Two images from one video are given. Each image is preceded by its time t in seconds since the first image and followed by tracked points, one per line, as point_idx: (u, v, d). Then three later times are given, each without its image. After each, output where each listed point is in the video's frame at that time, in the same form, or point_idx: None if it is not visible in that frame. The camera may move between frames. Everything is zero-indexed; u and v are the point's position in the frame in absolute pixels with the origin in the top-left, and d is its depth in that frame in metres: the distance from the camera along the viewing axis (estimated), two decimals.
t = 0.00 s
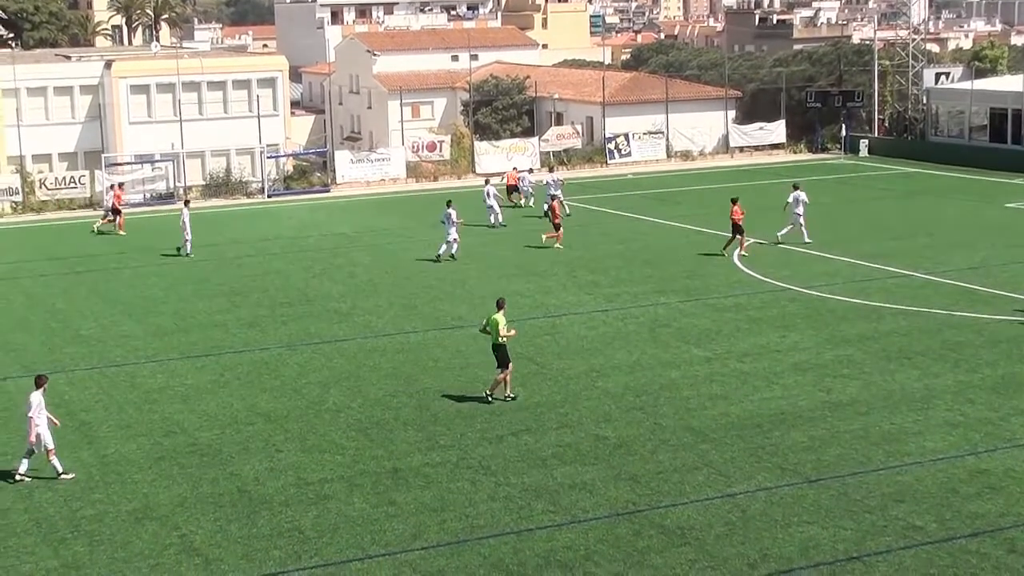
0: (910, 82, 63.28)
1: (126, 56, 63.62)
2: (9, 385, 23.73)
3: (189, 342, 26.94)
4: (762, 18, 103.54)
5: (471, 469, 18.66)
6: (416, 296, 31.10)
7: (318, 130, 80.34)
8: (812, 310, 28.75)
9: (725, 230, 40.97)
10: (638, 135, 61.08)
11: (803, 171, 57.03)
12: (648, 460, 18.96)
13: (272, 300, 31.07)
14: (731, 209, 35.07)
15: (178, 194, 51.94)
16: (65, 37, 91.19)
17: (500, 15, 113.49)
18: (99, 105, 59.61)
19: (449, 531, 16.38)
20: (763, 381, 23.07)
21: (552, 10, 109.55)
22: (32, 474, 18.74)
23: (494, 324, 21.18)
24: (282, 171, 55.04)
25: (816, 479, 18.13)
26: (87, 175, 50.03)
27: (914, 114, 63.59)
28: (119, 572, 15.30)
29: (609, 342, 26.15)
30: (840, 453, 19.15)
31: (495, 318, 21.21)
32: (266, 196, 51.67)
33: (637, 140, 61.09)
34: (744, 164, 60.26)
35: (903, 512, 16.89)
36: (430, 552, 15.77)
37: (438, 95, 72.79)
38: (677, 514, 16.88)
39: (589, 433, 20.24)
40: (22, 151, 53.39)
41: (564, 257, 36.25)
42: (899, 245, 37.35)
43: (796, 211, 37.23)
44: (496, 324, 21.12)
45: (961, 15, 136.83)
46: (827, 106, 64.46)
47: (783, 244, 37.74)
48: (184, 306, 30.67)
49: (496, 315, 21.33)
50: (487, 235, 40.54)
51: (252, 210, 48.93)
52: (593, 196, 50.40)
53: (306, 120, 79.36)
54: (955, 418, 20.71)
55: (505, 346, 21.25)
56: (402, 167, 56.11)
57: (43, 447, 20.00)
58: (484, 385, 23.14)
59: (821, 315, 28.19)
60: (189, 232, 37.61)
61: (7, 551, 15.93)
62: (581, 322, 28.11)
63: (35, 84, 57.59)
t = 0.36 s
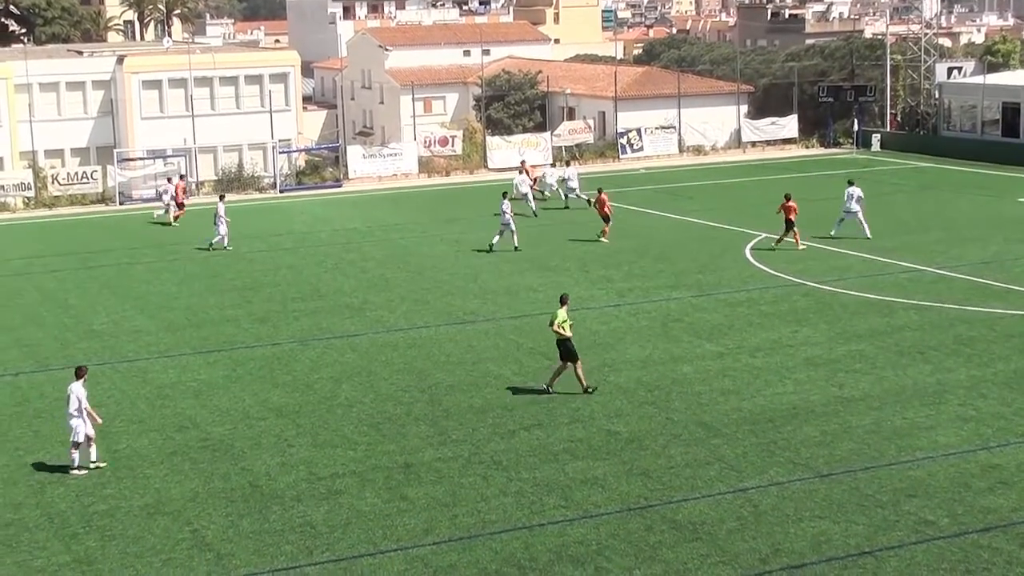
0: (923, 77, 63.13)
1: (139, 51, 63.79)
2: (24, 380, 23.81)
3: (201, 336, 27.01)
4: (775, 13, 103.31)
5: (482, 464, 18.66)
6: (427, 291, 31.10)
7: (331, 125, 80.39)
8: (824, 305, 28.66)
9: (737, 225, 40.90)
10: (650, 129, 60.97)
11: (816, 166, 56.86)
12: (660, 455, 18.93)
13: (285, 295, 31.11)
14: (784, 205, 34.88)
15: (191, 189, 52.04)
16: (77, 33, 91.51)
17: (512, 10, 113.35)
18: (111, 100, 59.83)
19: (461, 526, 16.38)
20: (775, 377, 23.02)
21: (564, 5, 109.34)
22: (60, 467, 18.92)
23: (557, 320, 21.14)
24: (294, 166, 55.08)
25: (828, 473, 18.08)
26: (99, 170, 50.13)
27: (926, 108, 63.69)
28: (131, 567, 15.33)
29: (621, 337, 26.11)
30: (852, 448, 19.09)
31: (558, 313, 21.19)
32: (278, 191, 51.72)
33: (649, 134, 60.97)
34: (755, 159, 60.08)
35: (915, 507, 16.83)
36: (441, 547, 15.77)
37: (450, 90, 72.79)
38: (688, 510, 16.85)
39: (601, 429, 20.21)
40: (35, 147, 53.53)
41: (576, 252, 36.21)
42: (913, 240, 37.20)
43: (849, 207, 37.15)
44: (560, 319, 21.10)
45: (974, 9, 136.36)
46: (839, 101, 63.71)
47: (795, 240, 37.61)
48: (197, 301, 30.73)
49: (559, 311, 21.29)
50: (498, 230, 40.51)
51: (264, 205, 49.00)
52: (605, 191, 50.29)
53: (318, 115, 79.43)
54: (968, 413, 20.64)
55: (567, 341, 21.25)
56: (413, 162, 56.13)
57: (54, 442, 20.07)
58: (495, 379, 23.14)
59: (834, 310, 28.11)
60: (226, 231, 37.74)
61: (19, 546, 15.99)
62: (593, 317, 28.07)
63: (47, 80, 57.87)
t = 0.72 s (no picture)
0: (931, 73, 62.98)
1: (146, 49, 63.92)
2: (32, 378, 23.85)
3: (208, 334, 27.04)
4: (782, 9, 103.19)
5: (490, 462, 18.67)
6: (435, 288, 31.11)
7: (338, 122, 80.43)
8: (832, 302, 28.60)
9: (743, 222, 40.85)
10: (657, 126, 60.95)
11: (823, 162, 56.80)
12: (668, 452, 18.93)
13: (292, 292, 31.12)
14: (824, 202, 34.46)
15: (199, 187, 52.08)
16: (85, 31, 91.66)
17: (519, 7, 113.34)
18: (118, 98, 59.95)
19: (469, 524, 16.39)
20: (783, 373, 23.00)
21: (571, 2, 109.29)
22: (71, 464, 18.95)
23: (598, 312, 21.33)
24: (301, 164, 55.08)
25: (836, 471, 18.07)
26: (106, 168, 50.23)
27: (934, 105, 63.48)
28: (141, 564, 15.36)
29: (629, 335, 26.09)
30: (861, 445, 19.07)
31: (601, 307, 21.34)
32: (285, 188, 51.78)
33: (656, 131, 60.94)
34: (762, 156, 60.03)
35: (922, 504, 16.81)
36: (449, 544, 15.78)
37: (457, 87, 72.81)
38: (696, 507, 16.84)
39: (608, 426, 20.21)
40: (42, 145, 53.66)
41: (583, 249, 36.18)
42: (921, 236, 37.13)
43: (882, 202, 37.27)
44: (603, 313, 21.23)
45: (981, 4, 136.01)
46: (846, 97, 63.84)
47: (803, 237, 37.54)
48: (206, 299, 30.76)
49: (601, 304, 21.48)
50: (505, 228, 40.50)
51: (272, 202, 49.03)
52: (612, 189, 50.26)
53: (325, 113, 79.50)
54: (976, 410, 20.61)
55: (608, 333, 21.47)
56: (420, 160, 56.14)
57: (63, 440, 20.11)
58: (502, 377, 23.15)
59: (842, 307, 28.07)
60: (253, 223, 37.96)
61: (28, 544, 16.02)
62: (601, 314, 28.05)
63: (55, 78, 58.02)
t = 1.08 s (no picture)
0: (945, 71, 62.68)
1: (159, 49, 64.13)
2: (46, 378, 23.89)
3: (222, 334, 27.05)
4: (795, 7, 102.91)
5: (504, 461, 18.63)
6: (448, 287, 31.08)
7: (351, 122, 80.50)
8: (845, 301, 28.49)
9: (756, 220, 40.71)
10: (670, 125, 60.86)
11: (836, 161, 56.64)
12: (681, 451, 18.86)
13: (304, 292, 31.14)
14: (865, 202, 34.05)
15: (212, 187, 52.11)
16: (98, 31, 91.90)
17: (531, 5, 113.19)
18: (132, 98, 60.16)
19: (483, 523, 16.35)
20: (797, 373, 22.90)
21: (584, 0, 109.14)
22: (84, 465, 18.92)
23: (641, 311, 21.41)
24: (315, 163, 55.13)
25: (850, 469, 17.98)
26: (120, 169, 50.36)
27: (947, 103, 63.20)
28: (155, 564, 15.36)
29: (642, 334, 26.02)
30: (875, 444, 18.97)
31: (645, 306, 21.40)
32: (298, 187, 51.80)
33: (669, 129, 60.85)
34: (775, 154, 59.83)
35: (937, 502, 16.72)
36: (462, 543, 15.76)
37: (470, 87, 72.80)
38: (710, 506, 16.78)
39: (622, 425, 20.15)
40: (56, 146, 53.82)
41: (596, 248, 36.11)
42: (935, 233, 36.91)
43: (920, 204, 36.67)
44: (646, 311, 21.32)
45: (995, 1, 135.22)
46: (860, 96, 63.82)
47: (816, 236, 37.40)
48: (220, 298, 30.78)
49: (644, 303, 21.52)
50: (518, 227, 40.44)
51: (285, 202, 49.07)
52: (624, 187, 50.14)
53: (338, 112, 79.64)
54: (990, 408, 20.49)
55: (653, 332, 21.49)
56: (434, 159, 56.10)
57: (78, 441, 20.11)
58: (516, 376, 23.12)
59: (856, 306, 27.93)
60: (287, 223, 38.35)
61: (43, 544, 16.04)
62: (614, 313, 27.95)
63: (69, 79, 58.25)
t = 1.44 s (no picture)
0: (956, 70, 62.41)
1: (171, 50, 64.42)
2: (58, 379, 23.95)
3: (234, 334, 27.10)
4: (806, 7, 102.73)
5: (515, 460, 18.63)
6: (459, 287, 31.10)
7: (362, 122, 80.61)
8: (856, 299, 28.43)
9: (767, 220, 40.61)
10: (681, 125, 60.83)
11: (847, 159, 56.53)
12: (693, 450, 18.83)
13: (315, 293, 31.17)
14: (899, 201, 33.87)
15: (222, 187, 52.17)
16: (109, 32, 92.13)
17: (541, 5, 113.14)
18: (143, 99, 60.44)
19: (494, 523, 16.34)
20: (809, 371, 22.84)
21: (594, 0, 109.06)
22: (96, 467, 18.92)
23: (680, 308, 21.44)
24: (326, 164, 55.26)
25: (862, 469, 17.93)
26: (131, 169, 50.55)
27: (958, 101, 62.87)
28: (167, 564, 15.38)
29: (653, 333, 26.00)
30: (887, 443, 18.92)
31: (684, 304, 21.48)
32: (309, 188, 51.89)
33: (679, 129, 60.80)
34: (787, 153, 59.71)
35: (950, 501, 16.66)
36: (474, 543, 15.75)
37: (480, 87, 72.91)
38: (722, 505, 16.75)
39: (633, 424, 20.14)
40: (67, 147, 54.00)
41: (607, 247, 36.10)
42: (947, 232, 36.80)
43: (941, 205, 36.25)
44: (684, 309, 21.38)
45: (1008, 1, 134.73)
46: (871, 95, 64.10)
47: (827, 235, 37.31)
48: (232, 299, 30.83)
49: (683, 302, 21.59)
50: (529, 227, 40.41)
51: (296, 202, 49.16)
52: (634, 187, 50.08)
53: (348, 113, 79.82)
54: (1003, 407, 20.42)
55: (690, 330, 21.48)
56: (444, 159, 56.11)
57: (91, 441, 20.14)
58: (528, 375, 23.11)
59: (867, 305, 27.86)
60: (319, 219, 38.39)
61: (55, 544, 16.08)
62: (625, 313, 27.92)
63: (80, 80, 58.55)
